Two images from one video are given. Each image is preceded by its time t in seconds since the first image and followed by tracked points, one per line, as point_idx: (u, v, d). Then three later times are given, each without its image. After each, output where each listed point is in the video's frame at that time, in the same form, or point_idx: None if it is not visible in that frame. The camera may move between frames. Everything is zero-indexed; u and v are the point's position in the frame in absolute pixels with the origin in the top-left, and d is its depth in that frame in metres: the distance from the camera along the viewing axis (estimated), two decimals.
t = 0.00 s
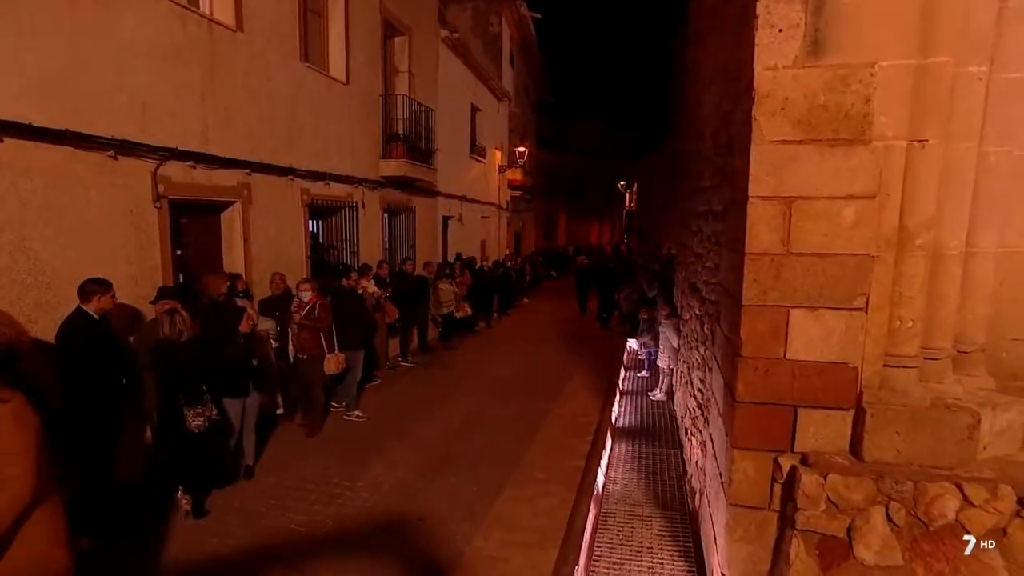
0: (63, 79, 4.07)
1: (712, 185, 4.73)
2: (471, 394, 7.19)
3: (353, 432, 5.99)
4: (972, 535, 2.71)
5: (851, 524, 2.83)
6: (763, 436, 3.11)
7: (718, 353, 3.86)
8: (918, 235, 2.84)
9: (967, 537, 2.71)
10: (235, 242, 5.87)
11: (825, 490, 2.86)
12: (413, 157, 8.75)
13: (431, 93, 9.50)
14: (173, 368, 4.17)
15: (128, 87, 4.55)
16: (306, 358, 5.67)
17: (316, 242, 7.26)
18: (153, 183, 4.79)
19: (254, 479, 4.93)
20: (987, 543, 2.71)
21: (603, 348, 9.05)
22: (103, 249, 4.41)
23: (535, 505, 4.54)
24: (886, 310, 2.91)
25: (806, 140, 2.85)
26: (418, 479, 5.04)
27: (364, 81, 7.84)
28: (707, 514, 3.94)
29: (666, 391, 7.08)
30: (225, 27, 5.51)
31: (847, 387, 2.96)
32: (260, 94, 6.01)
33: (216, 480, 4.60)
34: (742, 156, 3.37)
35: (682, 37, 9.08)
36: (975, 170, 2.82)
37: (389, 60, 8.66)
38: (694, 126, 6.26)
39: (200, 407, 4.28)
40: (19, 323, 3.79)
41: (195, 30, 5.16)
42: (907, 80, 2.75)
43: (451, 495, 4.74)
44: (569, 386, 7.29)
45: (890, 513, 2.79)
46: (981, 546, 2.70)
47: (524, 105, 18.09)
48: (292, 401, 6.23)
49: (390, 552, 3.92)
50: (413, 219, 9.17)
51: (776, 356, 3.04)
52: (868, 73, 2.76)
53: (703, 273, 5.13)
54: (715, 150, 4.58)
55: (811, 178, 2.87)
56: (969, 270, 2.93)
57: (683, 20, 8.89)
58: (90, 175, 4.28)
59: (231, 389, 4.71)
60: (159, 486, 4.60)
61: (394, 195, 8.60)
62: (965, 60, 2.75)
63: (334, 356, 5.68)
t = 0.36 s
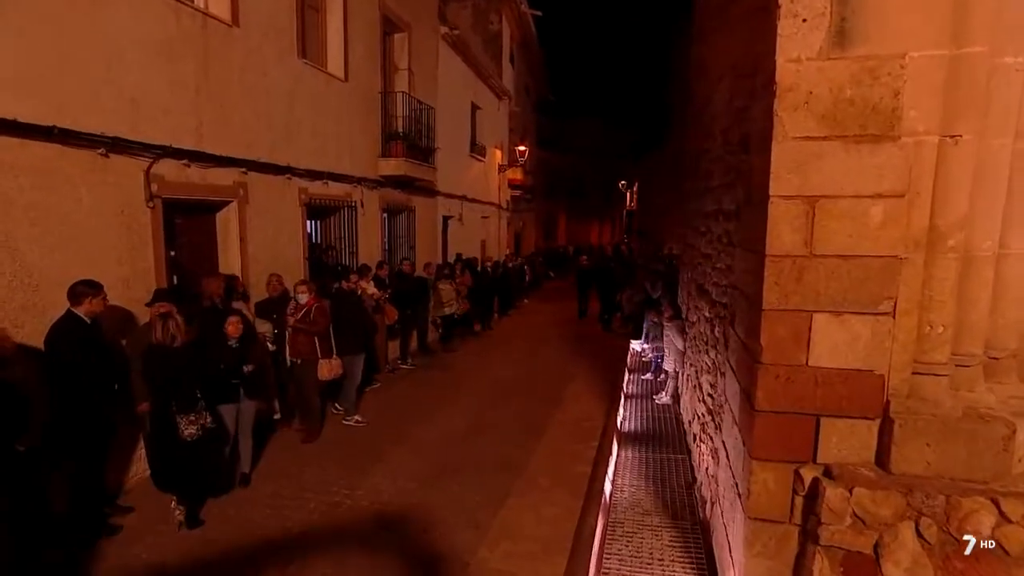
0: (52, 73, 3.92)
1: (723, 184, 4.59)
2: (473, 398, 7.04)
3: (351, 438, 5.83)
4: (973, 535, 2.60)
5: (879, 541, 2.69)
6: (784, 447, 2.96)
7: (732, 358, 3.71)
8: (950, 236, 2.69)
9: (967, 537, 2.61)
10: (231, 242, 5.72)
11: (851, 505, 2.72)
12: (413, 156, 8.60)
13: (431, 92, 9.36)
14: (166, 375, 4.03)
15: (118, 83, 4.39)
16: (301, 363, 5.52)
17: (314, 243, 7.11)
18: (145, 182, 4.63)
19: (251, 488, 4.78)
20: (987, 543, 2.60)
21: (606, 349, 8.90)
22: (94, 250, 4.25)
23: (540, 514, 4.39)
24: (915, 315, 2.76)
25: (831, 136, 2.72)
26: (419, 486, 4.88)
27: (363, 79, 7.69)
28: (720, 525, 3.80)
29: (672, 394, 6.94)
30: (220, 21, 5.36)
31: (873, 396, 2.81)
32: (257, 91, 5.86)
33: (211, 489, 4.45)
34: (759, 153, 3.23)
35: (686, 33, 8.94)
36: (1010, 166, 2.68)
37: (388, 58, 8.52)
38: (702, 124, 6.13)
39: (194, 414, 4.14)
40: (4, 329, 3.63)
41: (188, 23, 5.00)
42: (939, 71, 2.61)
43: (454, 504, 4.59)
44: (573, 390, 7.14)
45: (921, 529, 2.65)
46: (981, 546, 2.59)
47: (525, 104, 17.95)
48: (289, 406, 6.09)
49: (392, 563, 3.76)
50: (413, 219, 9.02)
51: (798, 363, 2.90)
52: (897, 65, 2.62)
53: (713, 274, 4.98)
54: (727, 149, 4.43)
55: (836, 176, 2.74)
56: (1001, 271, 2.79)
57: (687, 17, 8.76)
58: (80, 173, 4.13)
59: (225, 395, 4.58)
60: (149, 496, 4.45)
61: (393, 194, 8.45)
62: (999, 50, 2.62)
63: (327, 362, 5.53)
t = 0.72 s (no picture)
0: (37, 68, 3.75)
1: (733, 182, 4.46)
2: (472, 401, 6.90)
3: (348, 444, 5.67)
4: (971, 536, 2.52)
5: (906, 558, 2.58)
6: (803, 457, 2.84)
7: (745, 363, 3.59)
8: (980, 237, 2.57)
9: (967, 537, 2.52)
10: (224, 243, 5.57)
11: (875, 519, 2.59)
12: (410, 155, 8.45)
13: (428, 89, 9.21)
14: (154, 382, 3.89)
15: (107, 78, 4.23)
16: (292, 367, 5.36)
17: (309, 243, 6.96)
18: (135, 181, 4.47)
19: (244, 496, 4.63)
20: (987, 543, 2.51)
21: (607, 351, 8.77)
22: (82, 251, 4.09)
23: (545, 523, 4.26)
24: (942, 320, 2.64)
25: (854, 132, 2.60)
26: (419, 494, 4.74)
27: (360, 76, 7.54)
28: (732, 536, 3.68)
29: (675, 397, 6.81)
30: (213, 15, 5.20)
31: (898, 405, 2.70)
32: (251, 88, 5.71)
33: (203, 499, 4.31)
34: (775, 150, 3.11)
35: (688, 30, 8.81)
36: None
37: (385, 55, 8.37)
38: (707, 122, 6.00)
39: (184, 422, 4.00)
40: None
41: (180, 18, 4.85)
42: (971, 64, 2.49)
43: (455, 513, 4.45)
44: (574, 393, 7.01)
45: (949, 545, 2.53)
46: (980, 546, 2.51)
47: (522, 103, 17.81)
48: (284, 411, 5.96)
49: None
50: (411, 219, 8.87)
51: (819, 370, 2.78)
52: (927, 57, 2.50)
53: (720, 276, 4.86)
54: (737, 147, 4.30)
55: (859, 175, 2.62)
56: None
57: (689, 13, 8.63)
58: (67, 172, 3.97)
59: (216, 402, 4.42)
60: (138, 506, 4.29)
61: (390, 194, 8.31)
62: None
63: (319, 366, 5.36)
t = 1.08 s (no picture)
0: (19, 62, 3.60)
1: (740, 181, 4.35)
2: (470, 404, 6.76)
3: (344, 449, 5.52)
4: (974, 534, 2.43)
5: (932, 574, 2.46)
6: (823, 468, 2.72)
7: (757, 368, 3.47)
8: (1010, 239, 2.49)
9: (967, 538, 2.43)
10: (216, 245, 5.41)
11: (900, 535, 2.46)
12: (405, 154, 8.31)
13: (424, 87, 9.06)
14: (141, 389, 3.71)
15: (93, 72, 4.07)
16: (284, 371, 5.21)
17: (303, 244, 6.81)
18: (123, 180, 4.31)
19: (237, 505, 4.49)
20: (987, 543, 2.43)
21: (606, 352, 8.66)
22: (67, 253, 3.94)
23: (548, 533, 4.13)
24: (969, 325, 2.53)
25: (877, 128, 2.48)
26: (417, 503, 4.60)
27: (354, 73, 7.40)
28: (743, 547, 3.56)
29: (677, 401, 6.68)
30: (203, 9, 5.05)
31: (923, 414, 2.58)
32: (243, 85, 5.55)
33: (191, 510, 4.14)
34: (790, 147, 2.99)
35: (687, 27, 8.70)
36: None
37: (380, 52, 8.22)
38: (710, 120, 5.88)
39: (170, 431, 3.82)
40: None
41: (169, 11, 4.69)
42: (1002, 55, 2.38)
43: (455, 523, 4.32)
44: (574, 396, 6.89)
45: (979, 560, 2.42)
46: (981, 545, 2.42)
47: (518, 102, 17.66)
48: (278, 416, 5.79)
49: None
50: (406, 219, 8.72)
51: (838, 378, 2.66)
52: (955, 49, 2.39)
53: (726, 277, 4.73)
54: (745, 145, 4.19)
55: (883, 173, 2.50)
56: None
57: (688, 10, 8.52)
58: (52, 170, 3.82)
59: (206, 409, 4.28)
60: (126, 517, 4.14)
61: (386, 193, 8.16)
62: None
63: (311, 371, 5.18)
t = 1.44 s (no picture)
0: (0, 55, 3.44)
1: (748, 180, 4.24)
2: (469, 408, 6.64)
3: (340, 456, 5.38)
4: (974, 534, 2.34)
5: None
6: (843, 479, 2.61)
7: (769, 373, 3.35)
8: None
9: (967, 537, 2.33)
10: (207, 245, 5.26)
11: (927, 549, 2.35)
12: (401, 152, 8.17)
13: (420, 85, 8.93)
14: (129, 397, 3.56)
15: (78, 67, 3.91)
16: (276, 375, 5.06)
17: (296, 244, 6.67)
18: (110, 179, 4.16)
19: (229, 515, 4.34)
20: (987, 543, 2.33)
21: (605, 354, 8.55)
22: (52, 254, 3.79)
23: (551, 542, 4.01)
24: (998, 330, 2.42)
25: (902, 124, 2.37)
26: (416, 511, 4.47)
27: (349, 70, 7.25)
28: (754, 559, 3.44)
29: (678, 404, 6.56)
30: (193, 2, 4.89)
31: (949, 422, 2.47)
32: (234, 81, 5.40)
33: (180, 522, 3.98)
34: (807, 145, 2.87)
35: (686, 23, 8.59)
36: None
37: (375, 50, 8.09)
38: (713, 118, 5.77)
39: (158, 441, 3.67)
40: None
41: (158, 4, 4.54)
42: None
43: (455, 532, 4.19)
44: (574, 399, 6.77)
45: None
46: (981, 545, 2.33)
47: (514, 100, 17.54)
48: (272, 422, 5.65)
49: None
50: (402, 218, 8.59)
51: (859, 385, 2.55)
52: (985, 40, 2.28)
53: (732, 278, 4.62)
54: (754, 143, 4.07)
55: (908, 171, 2.39)
56: None
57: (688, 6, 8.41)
58: (35, 169, 3.67)
59: (196, 416, 4.15)
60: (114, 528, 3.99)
61: (381, 193, 8.03)
62: None
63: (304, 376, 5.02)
